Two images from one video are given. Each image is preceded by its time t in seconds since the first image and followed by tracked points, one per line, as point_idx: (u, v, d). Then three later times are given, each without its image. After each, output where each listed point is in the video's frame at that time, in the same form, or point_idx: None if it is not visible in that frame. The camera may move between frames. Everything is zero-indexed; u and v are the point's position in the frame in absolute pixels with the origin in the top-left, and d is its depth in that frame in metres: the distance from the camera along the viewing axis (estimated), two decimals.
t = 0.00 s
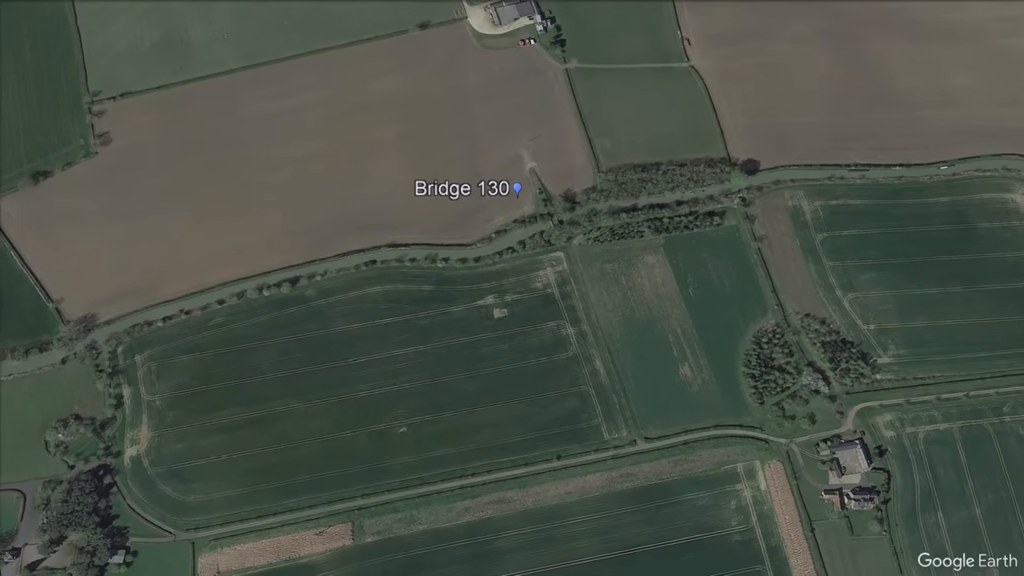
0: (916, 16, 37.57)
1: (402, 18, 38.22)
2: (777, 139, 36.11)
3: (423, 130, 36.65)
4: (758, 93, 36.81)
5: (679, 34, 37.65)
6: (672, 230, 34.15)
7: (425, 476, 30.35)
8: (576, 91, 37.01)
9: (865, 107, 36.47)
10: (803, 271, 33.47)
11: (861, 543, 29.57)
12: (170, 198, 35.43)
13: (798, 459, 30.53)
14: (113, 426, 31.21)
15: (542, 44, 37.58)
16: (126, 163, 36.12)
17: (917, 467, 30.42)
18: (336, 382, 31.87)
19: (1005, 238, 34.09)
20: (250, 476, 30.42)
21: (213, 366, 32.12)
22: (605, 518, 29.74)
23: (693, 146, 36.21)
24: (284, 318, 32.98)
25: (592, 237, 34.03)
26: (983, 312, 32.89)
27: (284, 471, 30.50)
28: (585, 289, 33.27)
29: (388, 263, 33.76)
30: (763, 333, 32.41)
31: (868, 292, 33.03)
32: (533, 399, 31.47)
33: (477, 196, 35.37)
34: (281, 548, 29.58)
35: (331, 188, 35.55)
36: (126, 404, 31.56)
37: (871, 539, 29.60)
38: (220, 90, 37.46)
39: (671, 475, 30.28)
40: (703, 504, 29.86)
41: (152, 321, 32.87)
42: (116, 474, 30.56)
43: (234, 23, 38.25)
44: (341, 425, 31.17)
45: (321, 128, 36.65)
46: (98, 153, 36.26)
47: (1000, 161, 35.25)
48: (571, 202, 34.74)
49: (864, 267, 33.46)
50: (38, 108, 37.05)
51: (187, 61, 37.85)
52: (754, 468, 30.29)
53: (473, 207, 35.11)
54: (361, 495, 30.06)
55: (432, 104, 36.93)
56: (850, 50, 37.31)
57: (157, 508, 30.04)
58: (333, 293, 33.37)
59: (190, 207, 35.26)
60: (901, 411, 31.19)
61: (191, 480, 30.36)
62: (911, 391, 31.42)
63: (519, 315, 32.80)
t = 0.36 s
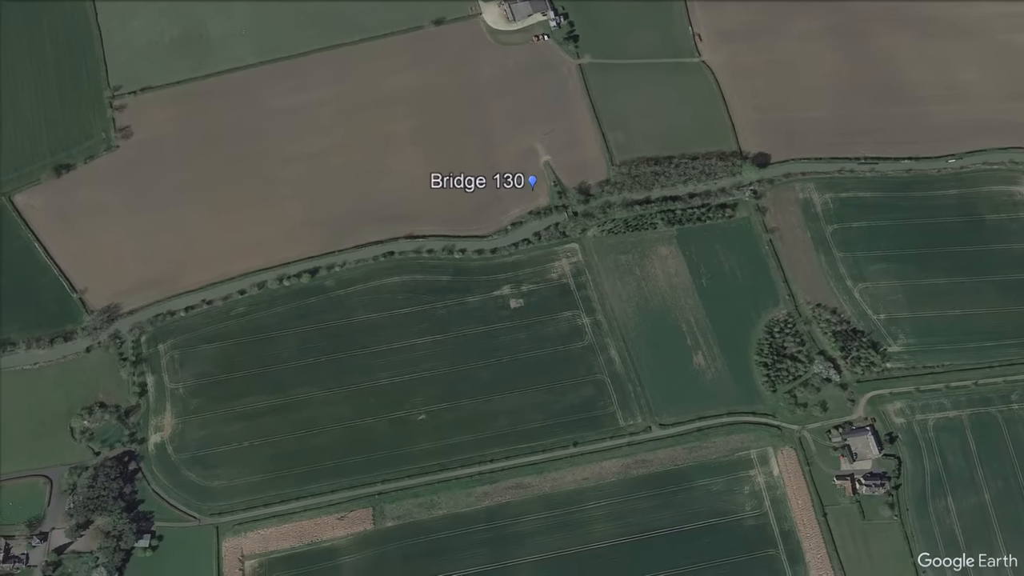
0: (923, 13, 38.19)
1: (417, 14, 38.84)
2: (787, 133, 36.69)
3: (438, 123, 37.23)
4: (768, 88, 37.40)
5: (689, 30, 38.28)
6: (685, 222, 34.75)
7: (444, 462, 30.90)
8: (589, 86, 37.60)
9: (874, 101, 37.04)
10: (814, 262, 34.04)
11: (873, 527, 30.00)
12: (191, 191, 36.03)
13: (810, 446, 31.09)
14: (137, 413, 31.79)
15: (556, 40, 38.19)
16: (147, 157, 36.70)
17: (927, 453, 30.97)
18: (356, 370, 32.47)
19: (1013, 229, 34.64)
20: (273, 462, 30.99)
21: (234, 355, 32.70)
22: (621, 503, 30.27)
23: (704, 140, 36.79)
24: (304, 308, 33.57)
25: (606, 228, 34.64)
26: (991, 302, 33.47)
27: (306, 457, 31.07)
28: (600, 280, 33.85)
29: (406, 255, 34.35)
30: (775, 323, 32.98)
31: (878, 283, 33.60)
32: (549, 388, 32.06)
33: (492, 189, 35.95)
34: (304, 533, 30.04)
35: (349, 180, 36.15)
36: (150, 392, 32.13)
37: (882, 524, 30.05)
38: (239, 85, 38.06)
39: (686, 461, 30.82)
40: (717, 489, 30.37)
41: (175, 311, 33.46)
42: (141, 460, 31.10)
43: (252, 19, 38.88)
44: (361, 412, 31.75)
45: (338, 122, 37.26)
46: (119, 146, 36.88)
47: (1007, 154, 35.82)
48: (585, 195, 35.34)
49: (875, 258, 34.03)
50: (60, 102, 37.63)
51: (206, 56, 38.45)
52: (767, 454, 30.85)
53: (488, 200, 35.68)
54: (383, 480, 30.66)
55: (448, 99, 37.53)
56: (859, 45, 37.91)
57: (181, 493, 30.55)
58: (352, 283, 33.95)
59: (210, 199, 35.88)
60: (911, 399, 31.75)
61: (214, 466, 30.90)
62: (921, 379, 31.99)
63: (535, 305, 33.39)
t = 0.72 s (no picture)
0: (933, 7, 38.76)
1: (434, 9, 39.40)
2: (800, 125, 37.23)
3: (456, 116, 37.78)
4: (780, 82, 37.94)
5: (703, 24, 38.83)
6: (700, 212, 35.32)
7: (466, 448, 31.42)
8: (604, 79, 38.15)
9: (885, 95, 37.57)
10: (827, 252, 34.58)
11: (887, 511, 30.51)
12: (213, 182, 36.62)
13: (825, 431, 31.59)
14: (163, 400, 32.32)
15: (571, 34, 38.75)
16: (169, 149, 37.26)
17: (940, 439, 31.50)
18: (378, 357, 33.03)
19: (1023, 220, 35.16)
20: (297, 447, 31.51)
21: (258, 343, 33.26)
22: (640, 487, 30.80)
23: (718, 132, 37.34)
24: (326, 296, 34.12)
25: (623, 219, 35.19)
26: (1003, 291, 34.00)
27: (329, 442, 31.60)
28: (617, 269, 34.39)
29: (425, 244, 34.90)
30: (790, 311, 33.51)
31: (891, 272, 34.13)
32: (568, 374, 32.60)
33: (510, 180, 36.48)
34: (328, 517, 30.50)
35: (369, 172, 36.73)
36: (175, 378, 32.66)
37: (896, 507, 30.57)
38: (259, 78, 38.62)
39: (703, 446, 31.32)
40: (734, 474, 30.87)
41: (198, 300, 34.01)
42: (167, 445, 31.61)
43: (271, 14, 39.46)
44: (383, 399, 32.30)
45: (357, 115, 37.82)
46: (142, 138, 37.44)
47: (1017, 146, 36.35)
48: (601, 186, 35.89)
49: (887, 248, 34.55)
50: (83, 96, 38.18)
51: (226, 50, 39.01)
52: (783, 439, 31.35)
53: (506, 190, 36.20)
54: (405, 465, 31.15)
55: (465, 92, 38.08)
56: (870, 40, 38.47)
57: (207, 477, 31.04)
58: (372, 272, 34.50)
59: (232, 191, 36.49)
60: (924, 385, 32.27)
61: (239, 451, 31.43)
62: (933, 366, 32.52)
63: (553, 294, 33.94)
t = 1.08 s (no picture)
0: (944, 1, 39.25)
1: (451, 2, 39.84)
2: (814, 117, 37.63)
3: (474, 108, 38.18)
4: (794, 75, 38.38)
5: (717, 18, 39.30)
6: (716, 202, 35.78)
7: (487, 433, 31.84)
8: (620, 72, 38.58)
9: (898, 87, 38.00)
10: (842, 241, 35.04)
11: (903, 495, 30.90)
12: (235, 173, 37.08)
13: (842, 417, 32.02)
14: (187, 386, 32.74)
15: (587, 27, 39.19)
16: (191, 140, 37.73)
17: (955, 424, 31.93)
18: (399, 344, 33.42)
19: None
20: (320, 433, 31.93)
21: (281, 331, 33.69)
22: (660, 472, 31.18)
23: (733, 124, 37.76)
24: (347, 285, 34.54)
25: (640, 209, 35.64)
26: (1015, 279, 34.42)
27: (352, 428, 32.02)
28: (634, 258, 34.83)
29: (445, 234, 35.34)
30: (805, 300, 33.94)
31: (905, 261, 34.56)
32: (588, 361, 33.03)
33: (527, 170, 36.84)
34: (352, 501, 30.92)
35: (388, 163, 37.19)
36: (199, 365, 33.10)
37: (913, 492, 30.97)
38: (278, 71, 39.05)
39: (721, 432, 31.74)
40: (752, 459, 31.29)
41: (221, 288, 34.45)
42: (192, 431, 32.05)
43: (290, 8, 39.92)
44: (405, 385, 32.69)
45: (376, 107, 38.25)
46: (164, 130, 37.89)
47: None
48: (618, 176, 36.34)
49: (901, 238, 34.98)
50: (106, 88, 38.63)
51: (246, 44, 39.47)
52: (800, 425, 31.79)
53: (524, 181, 36.58)
54: (428, 451, 31.57)
55: (483, 84, 38.47)
56: (882, 33, 38.93)
57: (232, 462, 31.48)
58: (393, 261, 34.93)
59: (254, 181, 36.95)
60: (938, 372, 32.71)
61: (263, 436, 31.87)
62: (948, 353, 32.95)
63: (572, 282, 34.37)
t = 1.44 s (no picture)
0: None
1: None
2: (832, 107, 38.05)
3: (495, 98, 38.61)
4: (812, 65, 38.80)
5: (735, 9, 39.74)
6: (736, 190, 36.22)
7: (512, 417, 32.23)
8: (639, 62, 39.02)
9: (914, 77, 38.41)
10: (861, 228, 35.47)
11: (924, 478, 31.29)
12: (259, 162, 37.52)
13: (862, 401, 32.42)
14: (216, 370, 33.17)
15: (606, 19, 39.63)
16: (216, 129, 38.20)
17: (974, 408, 32.35)
18: (424, 330, 33.84)
19: None
20: (348, 416, 32.35)
21: (307, 316, 34.13)
22: (684, 454, 31.56)
23: (751, 113, 38.18)
24: (372, 271, 34.97)
25: (660, 196, 36.10)
26: None
27: (379, 411, 32.42)
28: (656, 245, 35.27)
29: (468, 221, 35.78)
30: (825, 286, 34.38)
31: (923, 248, 34.99)
32: (611, 346, 33.43)
33: (549, 159, 37.34)
34: (379, 483, 31.30)
35: (411, 152, 37.64)
36: (227, 350, 33.51)
37: (933, 474, 31.36)
38: (301, 61, 39.49)
39: (743, 415, 32.15)
40: (774, 442, 31.69)
41: (248, 275, 34.88)
42: (221, 414, 32.47)
43: None
44: (431, 369, 33.09)
45: (399, 97, 38.70)
46: (189, 119, 38.36)
47: None
48: (639, 165, 36.79)
49: (919, 225, 35.41)
50: (130, 78, 39.09)
51: (269, 35, 39.92)
52: (821, 409, 32.20)
53: (545, 169, 37.07)
54: (454, 433, 31.96)
55: (504, 74, 38.91)
56: (898, 24, 39.40)
57: (261, 445, 31.89)
58: (417, 248, 35.37)
59: (278, 170, 37.40)
60: (957, 356, 33.13)
61: (291, 420, 32.29)
62: (966, 338, 33.37)
63: (594, 269, 34.80)
